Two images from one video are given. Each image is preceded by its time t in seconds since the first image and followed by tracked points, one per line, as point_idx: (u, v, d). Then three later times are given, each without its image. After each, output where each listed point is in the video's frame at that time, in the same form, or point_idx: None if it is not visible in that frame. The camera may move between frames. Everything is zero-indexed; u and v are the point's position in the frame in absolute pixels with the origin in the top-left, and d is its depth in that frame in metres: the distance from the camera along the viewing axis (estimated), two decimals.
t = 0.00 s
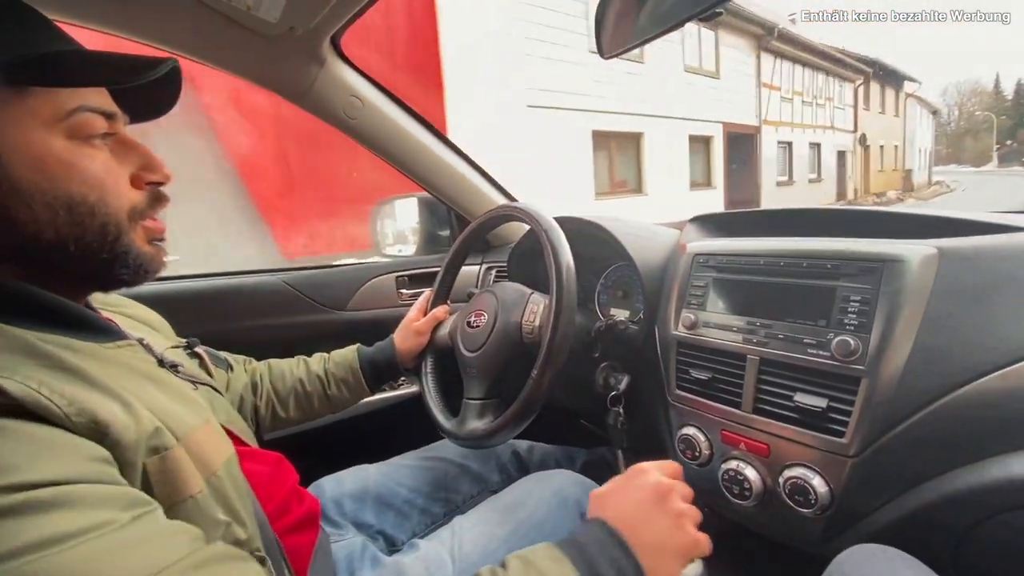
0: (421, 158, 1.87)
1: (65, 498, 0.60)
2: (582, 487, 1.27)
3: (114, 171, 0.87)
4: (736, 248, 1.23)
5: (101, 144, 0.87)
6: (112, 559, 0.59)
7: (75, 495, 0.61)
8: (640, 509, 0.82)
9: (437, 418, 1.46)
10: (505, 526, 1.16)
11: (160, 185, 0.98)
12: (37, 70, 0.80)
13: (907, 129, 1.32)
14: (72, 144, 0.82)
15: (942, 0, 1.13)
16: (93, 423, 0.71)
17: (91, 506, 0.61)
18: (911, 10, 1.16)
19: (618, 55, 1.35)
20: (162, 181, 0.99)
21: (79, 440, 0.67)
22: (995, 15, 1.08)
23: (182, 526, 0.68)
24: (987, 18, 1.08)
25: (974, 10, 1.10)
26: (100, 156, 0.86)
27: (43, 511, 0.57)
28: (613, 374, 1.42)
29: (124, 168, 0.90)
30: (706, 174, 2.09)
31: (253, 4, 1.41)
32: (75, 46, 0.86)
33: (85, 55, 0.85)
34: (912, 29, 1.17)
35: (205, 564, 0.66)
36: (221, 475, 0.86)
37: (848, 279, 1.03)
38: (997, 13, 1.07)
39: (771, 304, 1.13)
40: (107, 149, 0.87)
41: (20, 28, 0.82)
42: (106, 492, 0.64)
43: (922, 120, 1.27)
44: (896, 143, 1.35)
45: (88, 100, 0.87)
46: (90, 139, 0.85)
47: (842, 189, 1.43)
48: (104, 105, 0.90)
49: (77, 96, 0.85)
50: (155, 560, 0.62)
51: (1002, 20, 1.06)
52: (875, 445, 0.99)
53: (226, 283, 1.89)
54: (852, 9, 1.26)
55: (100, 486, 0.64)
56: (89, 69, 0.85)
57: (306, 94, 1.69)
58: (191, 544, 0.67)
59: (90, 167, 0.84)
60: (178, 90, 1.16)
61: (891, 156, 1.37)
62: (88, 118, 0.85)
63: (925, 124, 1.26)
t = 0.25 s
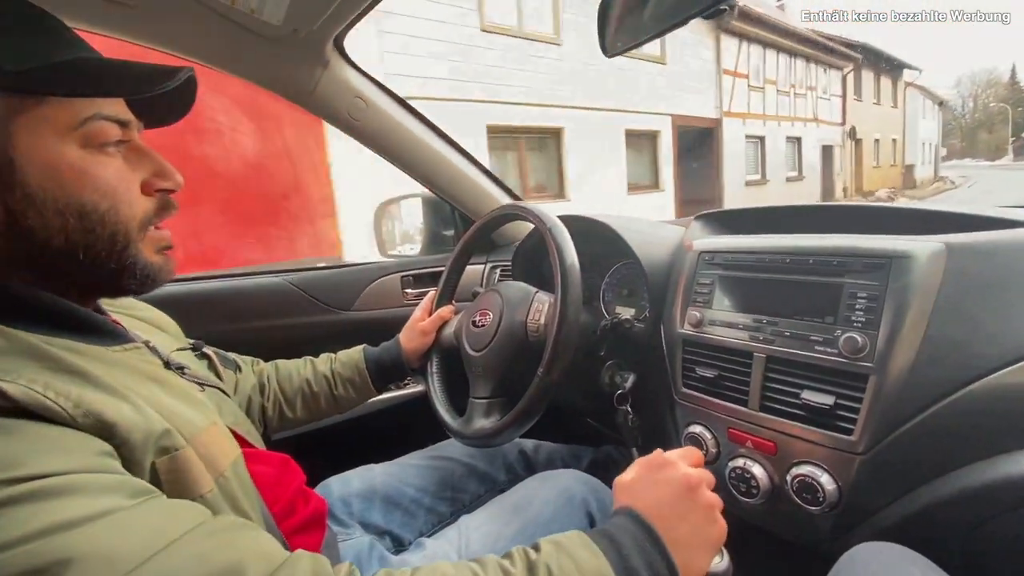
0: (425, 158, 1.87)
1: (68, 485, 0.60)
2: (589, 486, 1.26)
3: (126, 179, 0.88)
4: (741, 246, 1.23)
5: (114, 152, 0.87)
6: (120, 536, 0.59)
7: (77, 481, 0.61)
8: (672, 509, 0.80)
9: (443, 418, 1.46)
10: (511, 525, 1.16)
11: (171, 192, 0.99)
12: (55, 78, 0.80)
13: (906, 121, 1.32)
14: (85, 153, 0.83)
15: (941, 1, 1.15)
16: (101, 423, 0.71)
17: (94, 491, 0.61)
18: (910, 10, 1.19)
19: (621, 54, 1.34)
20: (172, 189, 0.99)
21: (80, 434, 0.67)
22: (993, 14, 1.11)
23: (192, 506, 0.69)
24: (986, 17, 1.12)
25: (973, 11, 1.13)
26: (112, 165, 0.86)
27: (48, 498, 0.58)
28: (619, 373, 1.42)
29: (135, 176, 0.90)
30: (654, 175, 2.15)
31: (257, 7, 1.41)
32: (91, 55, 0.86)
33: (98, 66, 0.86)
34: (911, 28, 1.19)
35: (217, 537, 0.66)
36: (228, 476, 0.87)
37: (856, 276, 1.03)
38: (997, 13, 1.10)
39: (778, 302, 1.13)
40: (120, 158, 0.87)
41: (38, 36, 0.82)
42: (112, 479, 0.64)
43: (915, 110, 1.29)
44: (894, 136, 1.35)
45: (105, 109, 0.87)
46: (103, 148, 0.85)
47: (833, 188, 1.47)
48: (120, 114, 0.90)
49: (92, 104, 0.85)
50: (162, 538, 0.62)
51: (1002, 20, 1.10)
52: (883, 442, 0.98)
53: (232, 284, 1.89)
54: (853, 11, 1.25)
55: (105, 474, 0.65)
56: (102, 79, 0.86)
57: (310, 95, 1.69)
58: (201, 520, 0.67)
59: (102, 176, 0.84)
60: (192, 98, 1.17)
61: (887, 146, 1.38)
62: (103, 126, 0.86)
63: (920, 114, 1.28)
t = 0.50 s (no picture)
0: (431, 154, 1.87)
1: (70, 481, 0.60)
2: (596, 481, 1.26)
3: (136, 175, 0.88)
4: (749, 239, 1.22)
5: (122, 148, 0.87)
6: (119, 534, 0.59)
7: (78, 475, 0.61)
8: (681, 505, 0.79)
9: (450, 413, 1.46)
10: (520, 521, 1.16)
11: (181, 189, 0.99)
12: (60, 77, 0.80)
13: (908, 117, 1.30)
14: (95, 149, 0.83)
15: (940, 2, 1.15)
16: (106, 419, 0.71)
17: (96, 486, 0.61)
18: (910, 10, 1.19)
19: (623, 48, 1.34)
20: (182, 186, 0.99)
21: (86, 430, 0.67)
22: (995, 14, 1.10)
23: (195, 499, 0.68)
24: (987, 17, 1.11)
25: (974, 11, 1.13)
26: (121, 161, 0.86)
27: (50, 494, 0.58)
28: (625, 367, 1.41)
29: (145, 170, 0.90)
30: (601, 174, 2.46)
31: (261, 5, 1.41)
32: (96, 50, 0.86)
33: (106, 62, 0.86)
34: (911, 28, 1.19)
35: (222, 531, 0.66)
36: (239, 471, 0.87)
37: (865, 267, 1.02)
38: (997, 13, 1.10)
39: (786, 295, 1.12)
40: (128, 153, 0.88)
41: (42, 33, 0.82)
42: (116, 474, 0.64)
43: (918, 105, 1.27)
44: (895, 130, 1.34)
45: (109, 104, 0.87)
46: (112, 143, 0.85)
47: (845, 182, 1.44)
48: (125, 108, 0.90)
49: (100, 101, 0.85)
50: (165, 532, 0.62)
51: (1002, 19, 1.09)
52: (893, 435, 0.98)
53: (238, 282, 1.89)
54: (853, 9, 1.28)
55: (109, 468, 0.64)
56: (107, 74, 0.87)
57: (316, 92, 1.69)
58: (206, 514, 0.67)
59: (112, 171, 0.84)
60: (199, 96, 1.17)
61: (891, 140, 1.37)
62: (109, 122, 0.86)
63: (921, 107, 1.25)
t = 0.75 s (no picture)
0: (428, 155, 1.87)
1: (97, 483, 0.60)
2: (594, 482, 1.25)
3: (144, 179, 0.88)
4: (745, 240, 1.22)
5: (131, 152, 0.87)
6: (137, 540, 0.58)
7: (106, 479, 0.61)
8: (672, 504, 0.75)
9: (448, 414, 1.46)
10: (519, 522, 1.15)
11: (187, 193, 0.99)
12: (72, 83, 0.80)
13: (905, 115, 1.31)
14: (106, 153, 0.83)
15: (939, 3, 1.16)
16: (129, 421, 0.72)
17: (122, 489, 0.61)
18: (910, 10, 1.17)
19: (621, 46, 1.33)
20: (189, 189, 0.99)
21: (108, 432, 0.67)
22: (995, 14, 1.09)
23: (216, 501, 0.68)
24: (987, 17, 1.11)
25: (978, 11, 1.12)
26: (130, 164, 0.86)
27: (71, 497, 0.58)
28: (623, 368, 1.42)
29: (154, 177, 0.91)
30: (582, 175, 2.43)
31: (258, 7, 1.41)
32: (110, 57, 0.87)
33: (118, 68, 0.87)
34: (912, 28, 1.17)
35: (241, 534, 0.65)
36: (246, 471, 0.87)
37: (861, 267, 1.02)
38: (998, 13, 1.08)
39: (783, 295, 1.12)
40: (137, 158, 0.88)
41: (57, 39, 0.82)
42: (138, 477, 0.63)
43: (915, 103, 1.26)
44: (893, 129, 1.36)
45: (122, 110, 0.87)
46: (122, 148, 0.86)
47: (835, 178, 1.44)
48: (138, 114, 0.90)
49: (111, 105, 0.86)
50: (193, 535, 0.61)
51: (1002, 20, 1.06)
52: (890, 435, 0.98)
53: (238, 283, 1.89)
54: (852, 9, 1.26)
55: (131, 471, 0.64)
56: (120, 81, 0.87)
57: (313, 94, 1.69)
58: (228, 518, 0.66)
59: (122, 176, 0.84)
60: (205, 100, 1.18)
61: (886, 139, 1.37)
62: (120, 127, 0.86)
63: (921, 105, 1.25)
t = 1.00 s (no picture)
0: (429, 154, 1.86)
1: (95, 496, 0.60)
2: (598, 481, 1.25)
3: (139, 180, 0.88)
4: (748, 237, 1.22)
5: (127, 154, 0.87)
6: (134, 557, 0.58)
7: (103, 493, 0.61)
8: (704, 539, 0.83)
9: (450, 414, 1.45)
10: (523, 524, 1.15)
11: (182, 193, 1.00)
12: (70, 85, 0.79)
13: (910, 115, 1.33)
14: (102, 155, 0.83)
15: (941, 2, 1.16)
16: (124, 430, 0.71)
17: (120, 503, 0.61)
18: (910, 11, 1.20)
19: (623, 42, 1.32)
20: (183, 191, 1.00)
21: (105, 441, 0.67)
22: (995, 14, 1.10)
23: (213, 515, 0.69)
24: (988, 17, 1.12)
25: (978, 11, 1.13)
26: (127, 166, 0.86)
27: (67, 513, 0.57)
28: (626, 366, 1.40)
29: (150, 177, 0.91)
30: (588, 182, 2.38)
31: (257, 5, 1.40)
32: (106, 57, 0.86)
33: (116, 70, 0.86)
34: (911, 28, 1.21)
35: (239, 551, 0.67)
36: (247, 475, 0.86)
37: (865, 264, 1.01)
38: (998, 14, 1.10)
39: (787, 292, 1.12)
40: (133, 159, 0.88)
41: (52, 39, 0.81)
42: (132, 490, 0.63)
43: (913, 97, 1.31)
44: (898, 127, 1.37)
45: (120, 112, 0.87)
46: (118, 149, 0.85)
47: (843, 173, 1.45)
48: (134, 117, 0.90)
49: (108, 106, 0.85)
50: (191, 550, 0.63)
51: (1002, 19, 1.08)
52: (895, 433, 0.97)
53: (238, 283, 1.89)
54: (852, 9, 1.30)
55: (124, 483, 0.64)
56: (117, 83, 0.86)
57: (313, 92, 1.68)
58: (223, 533, 0.68)
59: (118, 179, 0.84)
60: (200, 103, 1.17)
61: (867, 133, 1.46)
62: (116, 128, 0.85)
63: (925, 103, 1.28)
